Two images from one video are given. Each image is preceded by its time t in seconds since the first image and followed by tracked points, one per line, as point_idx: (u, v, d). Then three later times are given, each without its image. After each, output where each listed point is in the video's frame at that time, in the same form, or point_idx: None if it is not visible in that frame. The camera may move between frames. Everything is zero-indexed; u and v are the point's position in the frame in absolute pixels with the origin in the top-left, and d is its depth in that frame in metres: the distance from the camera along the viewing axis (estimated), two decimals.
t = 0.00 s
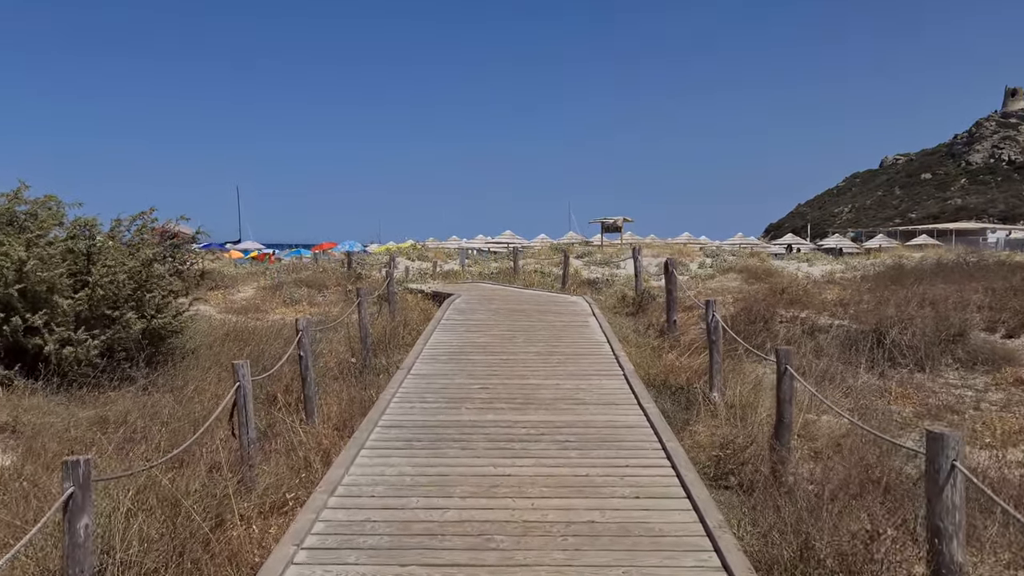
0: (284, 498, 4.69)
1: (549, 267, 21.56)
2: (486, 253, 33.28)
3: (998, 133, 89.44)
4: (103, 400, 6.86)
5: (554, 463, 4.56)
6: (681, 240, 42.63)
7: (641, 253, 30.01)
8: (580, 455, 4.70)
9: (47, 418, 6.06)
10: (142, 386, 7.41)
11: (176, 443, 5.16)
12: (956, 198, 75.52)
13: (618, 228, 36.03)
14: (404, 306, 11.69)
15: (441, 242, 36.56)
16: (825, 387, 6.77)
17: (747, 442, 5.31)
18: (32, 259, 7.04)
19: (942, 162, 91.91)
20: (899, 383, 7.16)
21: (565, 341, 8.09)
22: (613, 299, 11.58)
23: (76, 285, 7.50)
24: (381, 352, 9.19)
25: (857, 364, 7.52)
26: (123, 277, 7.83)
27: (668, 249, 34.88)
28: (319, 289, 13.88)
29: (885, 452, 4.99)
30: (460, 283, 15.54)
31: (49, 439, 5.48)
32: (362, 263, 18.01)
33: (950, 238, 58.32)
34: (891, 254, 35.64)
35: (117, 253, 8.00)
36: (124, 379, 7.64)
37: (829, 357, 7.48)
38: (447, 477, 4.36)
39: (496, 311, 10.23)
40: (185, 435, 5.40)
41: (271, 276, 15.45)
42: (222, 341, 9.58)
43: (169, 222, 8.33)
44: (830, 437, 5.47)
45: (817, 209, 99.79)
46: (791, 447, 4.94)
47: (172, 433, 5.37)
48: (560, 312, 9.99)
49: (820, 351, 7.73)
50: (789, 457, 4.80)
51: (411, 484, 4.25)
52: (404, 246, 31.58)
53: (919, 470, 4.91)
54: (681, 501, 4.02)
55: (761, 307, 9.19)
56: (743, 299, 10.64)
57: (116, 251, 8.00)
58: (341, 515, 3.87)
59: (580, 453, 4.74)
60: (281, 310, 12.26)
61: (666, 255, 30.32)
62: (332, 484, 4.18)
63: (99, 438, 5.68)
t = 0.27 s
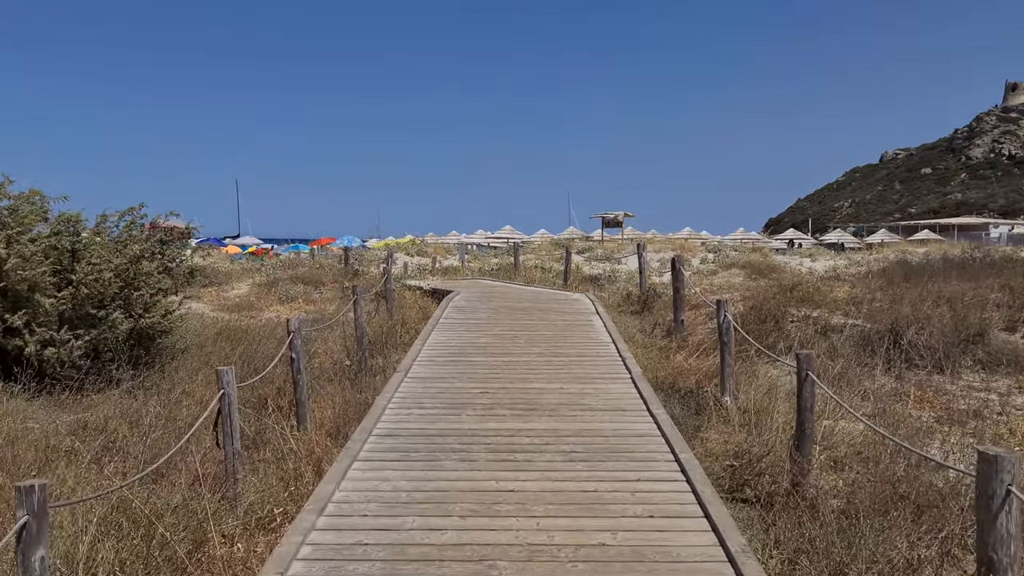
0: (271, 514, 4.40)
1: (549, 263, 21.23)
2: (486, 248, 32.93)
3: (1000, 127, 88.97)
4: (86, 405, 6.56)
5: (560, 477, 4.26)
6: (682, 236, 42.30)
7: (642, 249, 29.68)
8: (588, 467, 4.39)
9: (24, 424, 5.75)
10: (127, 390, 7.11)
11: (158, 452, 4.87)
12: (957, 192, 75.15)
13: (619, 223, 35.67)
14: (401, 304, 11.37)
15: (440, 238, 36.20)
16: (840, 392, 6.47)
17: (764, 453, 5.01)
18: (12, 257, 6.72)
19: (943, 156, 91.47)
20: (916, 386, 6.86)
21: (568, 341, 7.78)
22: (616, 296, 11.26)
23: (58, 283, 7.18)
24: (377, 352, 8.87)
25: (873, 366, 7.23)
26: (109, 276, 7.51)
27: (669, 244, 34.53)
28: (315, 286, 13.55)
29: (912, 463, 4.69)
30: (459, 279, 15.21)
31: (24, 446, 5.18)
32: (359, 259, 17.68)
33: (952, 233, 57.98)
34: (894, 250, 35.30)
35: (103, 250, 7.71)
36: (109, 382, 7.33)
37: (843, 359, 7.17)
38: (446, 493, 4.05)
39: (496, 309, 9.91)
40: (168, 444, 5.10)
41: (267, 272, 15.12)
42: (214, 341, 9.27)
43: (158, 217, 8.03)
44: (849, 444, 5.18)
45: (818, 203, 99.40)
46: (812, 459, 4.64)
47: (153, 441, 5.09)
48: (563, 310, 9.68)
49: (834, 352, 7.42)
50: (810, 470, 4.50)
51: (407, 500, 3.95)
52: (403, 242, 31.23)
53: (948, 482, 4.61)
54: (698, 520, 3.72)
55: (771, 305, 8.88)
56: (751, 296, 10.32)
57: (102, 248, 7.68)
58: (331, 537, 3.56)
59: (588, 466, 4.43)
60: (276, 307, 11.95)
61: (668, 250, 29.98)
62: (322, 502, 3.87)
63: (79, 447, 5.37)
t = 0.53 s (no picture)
0: (253, 528, 4.10)
1: (549, 259, 20.93)
2: (485, 245, 32.66)
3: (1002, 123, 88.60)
4: (65, 407, 6.25)
5: (563, 488, 3.95)
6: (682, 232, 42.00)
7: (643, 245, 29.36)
8: (593, 477, 4.08)
9: None
10: (110, 390, 6.80)
11: (134, 459, 4.55)
12: (958, 188, 74.80)
13: (619, 219, 35.40)
14: (397, 300, 11.06)
15: (440, 234, 35.88)
16: (856, 394, 6.17)
17: (780, 461, 4.71)
18: None
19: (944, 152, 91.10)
20: (934, 386, 6.56)
21: (569, 340, 7.47)
22: (618, 293, 10.95)
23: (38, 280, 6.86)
24: (371, 351, 8.57)
25: (887, 365, 6.93)
26: (91, 272, 7.19)
27: (669, 241, 34.33)
28: (309, 282, 13.24)
29: (938, 470, 4.37)
30: (458, 275, 14.89)
31: None
32: (356, 255, 17.37)
33: (953, 229, 57.66)
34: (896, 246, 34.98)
35: (85, 244, 7.39)
36: (91, 383, 7.03)
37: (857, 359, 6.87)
38: (440, 505, 3.75)
39: (495, 306, 9.61)
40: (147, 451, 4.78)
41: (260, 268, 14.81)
42: (203, 339, 8.96)
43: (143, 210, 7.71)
44: (869, 450, 4.89)
45: (818, 200, 99.08)
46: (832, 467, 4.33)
47: (130, 447, 4.78)
48: (563, 307, 9.37)
49: (847, 352, 7.12)
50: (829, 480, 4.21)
51: (397, 515, 3.64)
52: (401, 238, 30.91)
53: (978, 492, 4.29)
54: (713, 537, 3.42)
55: (780, 302, 8.58)
56: (758, 293, 10.01)
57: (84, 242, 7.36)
58: (313, 558, 3.26)
59: (592, 475, 4.12)
60: (268, 305, 11.63)
61: (668, 247, 29.67)
62: (304, 517, 3.57)
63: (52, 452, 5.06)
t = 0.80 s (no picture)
0: (233, 554, 3.77)
1: (549, 258, 20.61)
2: (484, 243, 32.33)
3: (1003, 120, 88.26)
4: (42, 416, 5.93)
5: (570, 512, 3.64)
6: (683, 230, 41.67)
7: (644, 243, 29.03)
8: (602, 500, 3.77)
9: None
10: (92, 398, 6.48)
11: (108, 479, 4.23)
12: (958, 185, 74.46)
13: (619, 217, 35.09)
14: (394, 302, 10.74)
15: (438, 232, 35.55)
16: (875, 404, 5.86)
17: (801, 479, 4.40)
18: None
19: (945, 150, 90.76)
20: (956, 394, 6.25)
21: (573, 345, 7.15)
22: (622, 294, 10.63)
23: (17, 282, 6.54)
24: (366, 355, 8.26)
25: (905, 373, 6.62)
26: (74, 274, 6.87)
27: (670, 239, 34.01)
28: (304, 283, 12.93)
29: (973, 490, 4.06)
30: (456, 275, 14.57)
31: None
32: (353, 254, 17.05)
33: (955, 227, 57.35)
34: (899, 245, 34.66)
35: (67, 245, 7.05)
36: (73, 390, 6.71)
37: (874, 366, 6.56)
38: (436, 533, 3.43)
39: (495, 308, 9.29)
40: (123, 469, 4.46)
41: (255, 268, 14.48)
42: (192, 343, 8.65)
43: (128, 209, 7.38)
44: (895, 467, 4.57)
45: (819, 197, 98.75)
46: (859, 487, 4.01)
47: (105, 464, 4.46)
48: (565, 309, 9.05)
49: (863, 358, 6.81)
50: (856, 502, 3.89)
51: (389, 545, 3.32)
52: (399, 236, 30.56)
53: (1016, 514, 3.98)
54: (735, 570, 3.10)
55: (790, 305, 8.27)
56: (766, 294, 9.69)
57: (66, 243, 7.03)
58: None
59: (601, 497, 3.81)
60: (262, 306, 11.31)
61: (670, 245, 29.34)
62: (286, 547, 3.25)
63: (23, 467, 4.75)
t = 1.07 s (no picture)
0: None
1: (550, 257, 20.26)
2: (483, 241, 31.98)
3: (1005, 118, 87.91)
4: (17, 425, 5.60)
5: (579, 538, 3.30)
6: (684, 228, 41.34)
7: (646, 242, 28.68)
8: (614, 524, 3.43)
9: None
10: (72, 405, 6.15)
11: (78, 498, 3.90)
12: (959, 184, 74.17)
13: (620, 215, 34.76)
14: (391, 302, 10.41)
15: (438, 230, 35.21)
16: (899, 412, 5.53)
17: (828, 497, 4.06)
18: None
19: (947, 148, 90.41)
20: (983, 400, 5.91)
21: (577, 348, 6.82)
22: (627, 294, 10.30)
23: None
24: (362, 359, 7.93)
25: (927, 378, 6.29)
26: (53, 275, 6.54)
27: (671, 237, 33.66)
28: (300, 282, 12.59)
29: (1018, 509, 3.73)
30: (455, 274, 14.23)
31: None
32: (350, 253, 16.71)
33: (957, 226, 57.00)
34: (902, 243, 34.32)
35: (48, 242, 6.72)
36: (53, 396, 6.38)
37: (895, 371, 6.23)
38: (433, 562, 3.09)
39: (496, 309, 8.96)
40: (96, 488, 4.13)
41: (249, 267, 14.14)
42: (182, 346, 8.31)
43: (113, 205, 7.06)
44: (928, 483, 4.24)
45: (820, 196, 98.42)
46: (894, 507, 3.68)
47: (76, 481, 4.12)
48: (569, 310, 8.72)
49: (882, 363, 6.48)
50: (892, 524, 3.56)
51: None
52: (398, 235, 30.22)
53: None
54: None
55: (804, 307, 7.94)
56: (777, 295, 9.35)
57: (46, 242, 6.70)
58: None
59: (614, 520, 3.47)
60: (255, 306, 10.98)
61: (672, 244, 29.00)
62: None
63: None
